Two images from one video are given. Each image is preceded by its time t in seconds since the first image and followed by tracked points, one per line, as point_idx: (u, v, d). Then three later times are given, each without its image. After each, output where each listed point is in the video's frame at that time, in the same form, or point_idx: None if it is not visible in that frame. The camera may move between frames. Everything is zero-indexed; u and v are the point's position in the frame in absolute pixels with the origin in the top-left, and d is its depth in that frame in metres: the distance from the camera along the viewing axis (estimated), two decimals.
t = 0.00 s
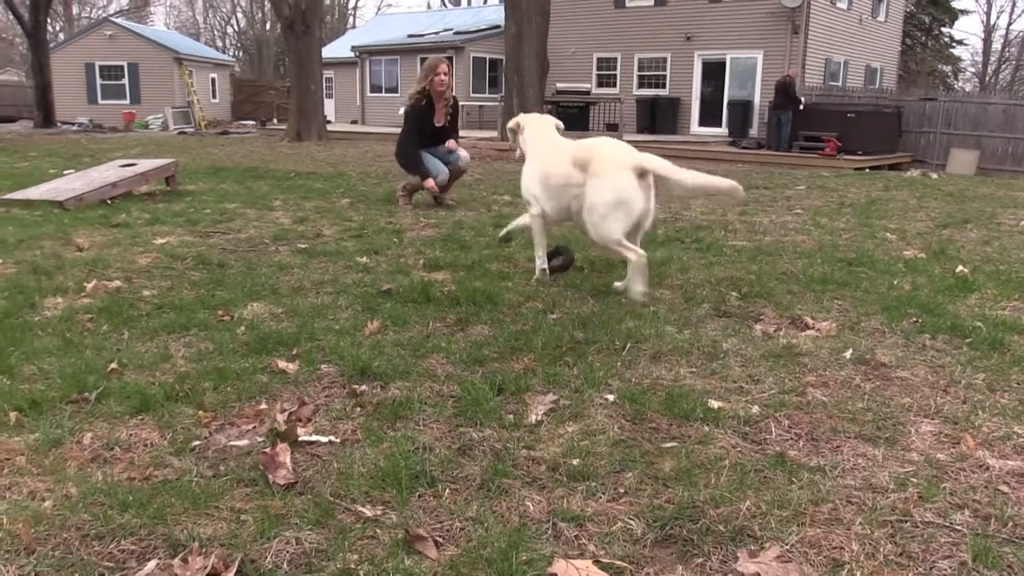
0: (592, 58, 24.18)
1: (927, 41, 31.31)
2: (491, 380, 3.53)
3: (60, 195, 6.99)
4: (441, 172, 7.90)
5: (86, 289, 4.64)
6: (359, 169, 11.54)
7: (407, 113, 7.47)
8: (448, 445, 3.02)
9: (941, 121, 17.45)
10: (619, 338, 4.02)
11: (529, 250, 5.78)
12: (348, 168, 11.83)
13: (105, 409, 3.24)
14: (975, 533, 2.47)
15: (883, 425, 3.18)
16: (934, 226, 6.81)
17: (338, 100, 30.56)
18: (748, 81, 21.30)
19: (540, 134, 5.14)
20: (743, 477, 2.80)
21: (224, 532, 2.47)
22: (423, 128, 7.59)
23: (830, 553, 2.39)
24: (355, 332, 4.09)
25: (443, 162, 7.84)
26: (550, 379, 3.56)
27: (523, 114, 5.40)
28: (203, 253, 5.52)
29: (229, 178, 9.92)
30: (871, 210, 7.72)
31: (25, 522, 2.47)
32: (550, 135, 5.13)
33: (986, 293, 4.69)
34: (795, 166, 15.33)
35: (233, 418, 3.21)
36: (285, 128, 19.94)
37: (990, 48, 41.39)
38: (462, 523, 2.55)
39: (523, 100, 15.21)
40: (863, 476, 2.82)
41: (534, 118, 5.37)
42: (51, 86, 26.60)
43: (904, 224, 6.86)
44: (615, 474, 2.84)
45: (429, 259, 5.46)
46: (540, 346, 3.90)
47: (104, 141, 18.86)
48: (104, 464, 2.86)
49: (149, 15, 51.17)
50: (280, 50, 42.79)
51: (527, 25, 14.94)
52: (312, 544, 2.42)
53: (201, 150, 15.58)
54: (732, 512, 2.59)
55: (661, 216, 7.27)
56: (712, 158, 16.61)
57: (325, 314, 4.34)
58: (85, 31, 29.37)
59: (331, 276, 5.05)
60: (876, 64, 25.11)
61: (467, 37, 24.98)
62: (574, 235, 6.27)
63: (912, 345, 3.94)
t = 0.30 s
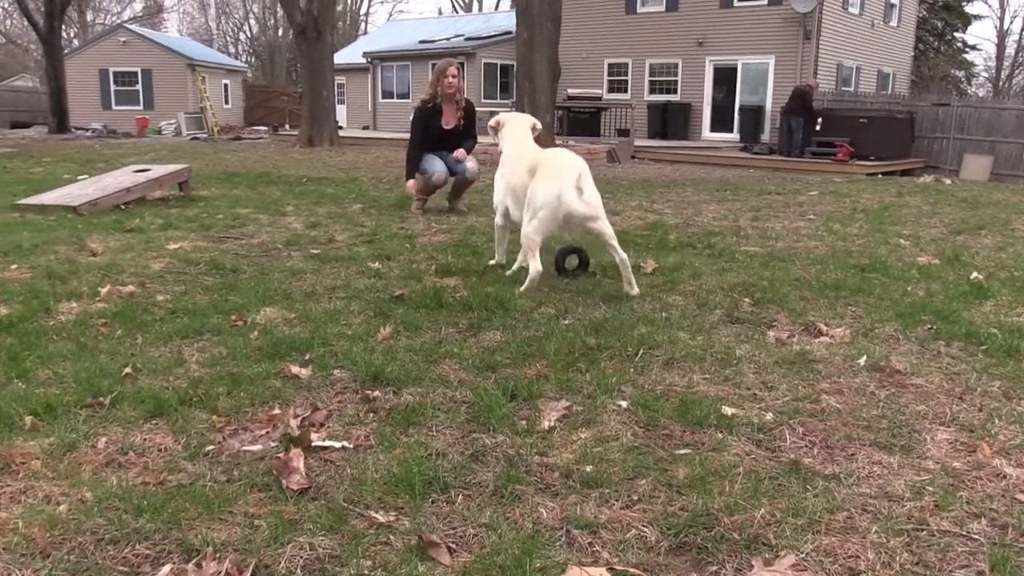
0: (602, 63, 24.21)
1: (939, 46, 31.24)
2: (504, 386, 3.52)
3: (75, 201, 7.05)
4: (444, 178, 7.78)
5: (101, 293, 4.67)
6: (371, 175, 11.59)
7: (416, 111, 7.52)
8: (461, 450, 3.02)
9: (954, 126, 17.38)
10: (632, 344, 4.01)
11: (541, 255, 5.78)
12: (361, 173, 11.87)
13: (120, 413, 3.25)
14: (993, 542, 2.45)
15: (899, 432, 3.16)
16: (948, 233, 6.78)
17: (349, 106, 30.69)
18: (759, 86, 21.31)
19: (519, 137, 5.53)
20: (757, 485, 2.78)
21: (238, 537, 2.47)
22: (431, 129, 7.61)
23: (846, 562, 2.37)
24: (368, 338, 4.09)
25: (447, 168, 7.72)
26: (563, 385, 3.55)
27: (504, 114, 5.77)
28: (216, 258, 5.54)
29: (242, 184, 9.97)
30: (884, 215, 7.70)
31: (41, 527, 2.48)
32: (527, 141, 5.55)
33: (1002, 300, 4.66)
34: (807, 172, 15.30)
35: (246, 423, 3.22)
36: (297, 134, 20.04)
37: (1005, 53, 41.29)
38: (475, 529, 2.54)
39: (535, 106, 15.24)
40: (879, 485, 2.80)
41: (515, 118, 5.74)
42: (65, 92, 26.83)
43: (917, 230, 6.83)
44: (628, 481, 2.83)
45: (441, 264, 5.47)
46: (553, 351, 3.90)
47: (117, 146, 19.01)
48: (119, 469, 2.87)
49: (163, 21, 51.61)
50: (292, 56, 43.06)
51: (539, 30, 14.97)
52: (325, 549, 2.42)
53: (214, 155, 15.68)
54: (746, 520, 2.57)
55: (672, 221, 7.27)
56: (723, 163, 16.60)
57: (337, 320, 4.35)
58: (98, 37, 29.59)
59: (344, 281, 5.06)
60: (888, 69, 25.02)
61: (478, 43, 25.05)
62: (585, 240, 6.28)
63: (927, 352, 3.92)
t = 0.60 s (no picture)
0: (615, 68, 24.21)
1: (954, 49, 31.09)
2: (518, 392, 3.52)
3: (90, 207, 7.10)
4: (453, 184, 7.75)
5: (116, 299, 4.70)
6: (384, 181, 11.63)
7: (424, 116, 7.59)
8: (475, 456, 3.01)
9: (969, 129, 17.28)
10: (646, 349, 3.99)
11: (555, 261, 5.77)
12: (373, 179, 11.91)
13: (135, 419, 3.26)
14: (1013, 550, 2.42)
15: (916, 438, 3.13)
16: (964, 236, 6.73)
17: (362, 112, 30.82)
18: (773, 90, 21.25)
19: (515, 134, 5.66)
20: (773, 491, 2.76)
21: (252, 543, 2.48)
22: (438, 134, 7.63)
23: (863, 570, 2.35)
24: (382, 343, 4.09)
25: (455, 174, 7.69)
26: (577, 391, 3.54)
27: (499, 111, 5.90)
28: (231, 264, 5.57)
29: (256, 190, 10.02)
30: (899, 219, 7.65)
31: (57, 532, 2.49)
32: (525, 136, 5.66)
33: (1021, 304, 4.62)
34: (820, 176, 15.23)
35: (260, 428, 3.22)
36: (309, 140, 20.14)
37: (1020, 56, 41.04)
38: (490, 536, 2.53)
39: (548, 111, 15.26)
40: (896, 491, 2.77)
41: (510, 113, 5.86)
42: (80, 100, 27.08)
43: (933, 234, 6.79)
44: (643, 488, 2.81)
45: (454, 269, 5.47)
46: (566, 357, 3.89)
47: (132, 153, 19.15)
48: (134, 474, 2.88)
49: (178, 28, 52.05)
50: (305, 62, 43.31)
51: (551, 36, 14.97)
52: (340, 555, 2.42)
53: (227, 162, 15.78)
54: (762, 527, 2.55)
55: (686, 226, 7.25)
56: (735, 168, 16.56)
57: (351, 325, 4.36)
58: (114, 45, 29.84)
59: (357, 286, 5.07)
60: (902, 72, 24.89)
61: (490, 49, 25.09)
62: (598, 245, 6.26)
63: (944, 357, 3.89)
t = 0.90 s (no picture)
0: (623, 72, 24.21)
1: (964, 52, 30.97)
2: (527, 397, 3.51)
3: (101, 212, 7.13)
4: (463, 189, 7.78)
5: (126, 303, 4.71)
6: (392, 185, 11.65)
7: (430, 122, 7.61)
8: (484, 461, 3.01)
9: (980, 132, 17.19)
10: (655, 354, 3.98)
11: (564, 266, 5.75)
12: (382, 184, 11.95)
13: (145, 423, 3.27)
14: None
15: (928, 444, 3.11)
16: (976, 240, 6.69)
17: (370, 116, 30.91)
18: (782, 93, 21.20)
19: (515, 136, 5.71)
20: (784, 496, 2.75)
21: (262, 547, 2.48)
22: (445, 139, 7.65)
23: None
24: (391, 348, 4.10)
25: (464, 179, 7.71)
26: (586, 396, 3.53)
27: (497, 114, 5.94)
28: (240, 268, 5.58)
29: (266, 195, 10.06)
30: (909, 223, 7.62)
31: (68, 536, 2.50)
32: (524, 140, 5.70)
33: None
34: (829, 179, 15.19)
35: (270, 433, 3.23)
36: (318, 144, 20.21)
37: None
38: (500, 541, 2.53)
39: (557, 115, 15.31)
40: (909, 497, 2.75)
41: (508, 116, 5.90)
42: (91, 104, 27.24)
43: (944, 238, 6.75)
44: (653, 493, 2.80)
45: (463, 274, 5.47)
46: (576, 361, 3.89)
47: (142, 158, 19.26)
48: (145, 478, 2.89)
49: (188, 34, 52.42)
50: (314, 67, 43.49)
51: (560, 40, 14.97)
52: (350, 561, 2.42)
53: (237, 166, 15.85)
54: (773, 533, 2.54)
55: (696, 230, 7.23)
56: (744, 171, 16.53)
57: (360, 330, 4.36)
58: (124, 50, 30.01)
59: (366, 291, 5.08)
60: (912, 75, 24.78)
61: (499, 53, 25.12)
62: (606, 250, 6.25)
63: (956, 361, 3.86)
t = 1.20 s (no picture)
0: (624, 75, 24.24)
1: (966, 54, 30.97)
2: (530, 401, 3.51)
3: (104, 216, 7.14)
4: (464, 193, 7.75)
5: (129, 308, 4.72)
6: (394, 189, 11.65)
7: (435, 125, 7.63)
8: (487, 465, 3.01)
9: (982, 134, 17.19)
10: (658, 357, 3.98)
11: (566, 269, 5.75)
12: (384, 187, 11.95)
13: (148, 428, 3.27)
14: None
15: (932, 447, 3.11)
16: (978, 242, 6.69)
17: (372, 120, 30.96)
18: (783, 97, 21.21)
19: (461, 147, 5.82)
20: (787, 500, 2.75)
21: (265, 552, 2.48)
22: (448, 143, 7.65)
23: None
24: (393, 352, 4.10)
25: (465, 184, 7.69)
26: (589, 399, 3.53)
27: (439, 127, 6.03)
28: (243, 272, 5.59)
29: (268, 199, 10.07)
30: (911, 226, 7.61)
31: (71, 541, 2.50)
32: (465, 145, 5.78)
33: None
34: (832, 182, 15.19)
35: (273, 437, 3.23)
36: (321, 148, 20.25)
37: None
38: (503, 545, 2.53)
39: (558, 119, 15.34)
40: (912, 500, 2.75)
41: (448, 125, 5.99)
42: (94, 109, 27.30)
43: (945, 240, 6.75)
44: (656, 497, 2.80)
45: (466, 277, 5.48)
46: (579, 365, 3.89)
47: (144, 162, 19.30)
48: (147, 483, 2.89)
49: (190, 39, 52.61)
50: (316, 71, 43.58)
51: (561, 44, 14.96)
52: (353, 565, 2.42)
53: (239, 170, 15.88)
54: (777, 537, 2.53)
55: (697, 233, 7.24)
56: (747, 175, 16.50)
57: (362, 334, 4.36)
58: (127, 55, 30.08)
59: (369, 295, 5.08)
60: (913, 77, 24.77)
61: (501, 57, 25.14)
62: (609, 253, 6.25)
63: (958, 364, 3.86)
